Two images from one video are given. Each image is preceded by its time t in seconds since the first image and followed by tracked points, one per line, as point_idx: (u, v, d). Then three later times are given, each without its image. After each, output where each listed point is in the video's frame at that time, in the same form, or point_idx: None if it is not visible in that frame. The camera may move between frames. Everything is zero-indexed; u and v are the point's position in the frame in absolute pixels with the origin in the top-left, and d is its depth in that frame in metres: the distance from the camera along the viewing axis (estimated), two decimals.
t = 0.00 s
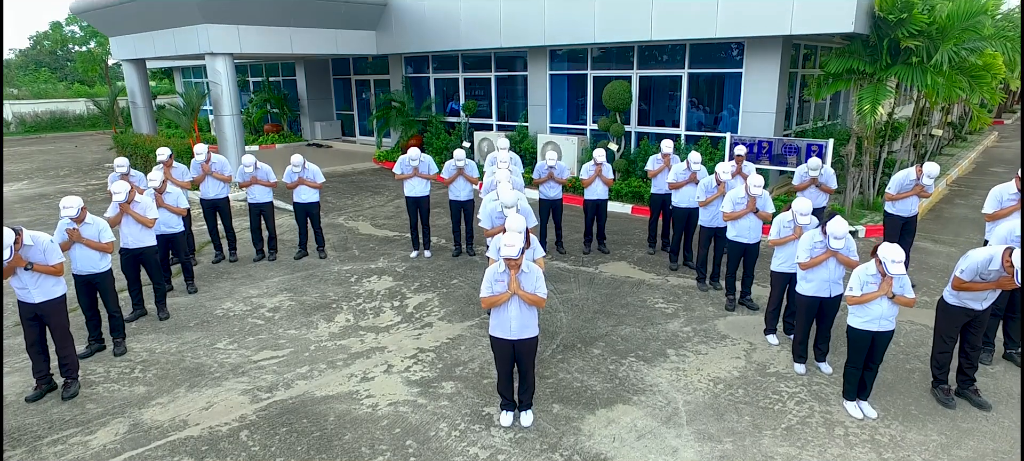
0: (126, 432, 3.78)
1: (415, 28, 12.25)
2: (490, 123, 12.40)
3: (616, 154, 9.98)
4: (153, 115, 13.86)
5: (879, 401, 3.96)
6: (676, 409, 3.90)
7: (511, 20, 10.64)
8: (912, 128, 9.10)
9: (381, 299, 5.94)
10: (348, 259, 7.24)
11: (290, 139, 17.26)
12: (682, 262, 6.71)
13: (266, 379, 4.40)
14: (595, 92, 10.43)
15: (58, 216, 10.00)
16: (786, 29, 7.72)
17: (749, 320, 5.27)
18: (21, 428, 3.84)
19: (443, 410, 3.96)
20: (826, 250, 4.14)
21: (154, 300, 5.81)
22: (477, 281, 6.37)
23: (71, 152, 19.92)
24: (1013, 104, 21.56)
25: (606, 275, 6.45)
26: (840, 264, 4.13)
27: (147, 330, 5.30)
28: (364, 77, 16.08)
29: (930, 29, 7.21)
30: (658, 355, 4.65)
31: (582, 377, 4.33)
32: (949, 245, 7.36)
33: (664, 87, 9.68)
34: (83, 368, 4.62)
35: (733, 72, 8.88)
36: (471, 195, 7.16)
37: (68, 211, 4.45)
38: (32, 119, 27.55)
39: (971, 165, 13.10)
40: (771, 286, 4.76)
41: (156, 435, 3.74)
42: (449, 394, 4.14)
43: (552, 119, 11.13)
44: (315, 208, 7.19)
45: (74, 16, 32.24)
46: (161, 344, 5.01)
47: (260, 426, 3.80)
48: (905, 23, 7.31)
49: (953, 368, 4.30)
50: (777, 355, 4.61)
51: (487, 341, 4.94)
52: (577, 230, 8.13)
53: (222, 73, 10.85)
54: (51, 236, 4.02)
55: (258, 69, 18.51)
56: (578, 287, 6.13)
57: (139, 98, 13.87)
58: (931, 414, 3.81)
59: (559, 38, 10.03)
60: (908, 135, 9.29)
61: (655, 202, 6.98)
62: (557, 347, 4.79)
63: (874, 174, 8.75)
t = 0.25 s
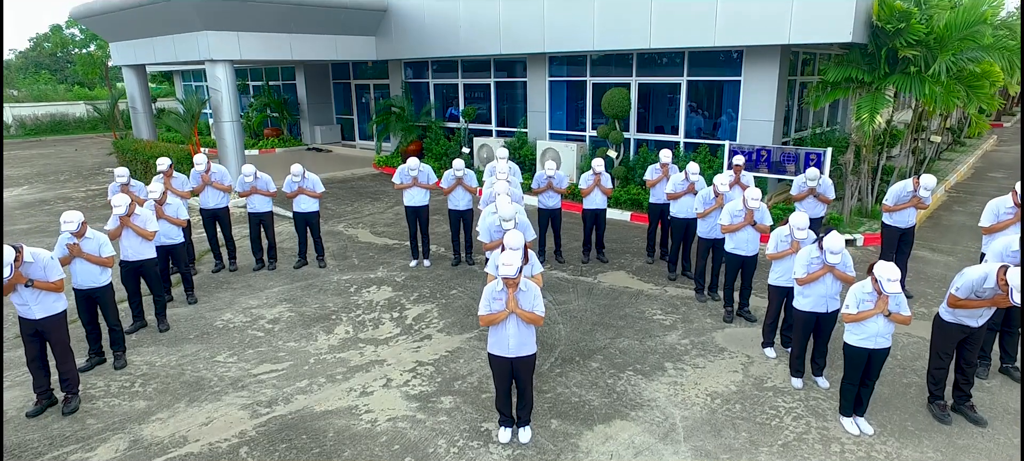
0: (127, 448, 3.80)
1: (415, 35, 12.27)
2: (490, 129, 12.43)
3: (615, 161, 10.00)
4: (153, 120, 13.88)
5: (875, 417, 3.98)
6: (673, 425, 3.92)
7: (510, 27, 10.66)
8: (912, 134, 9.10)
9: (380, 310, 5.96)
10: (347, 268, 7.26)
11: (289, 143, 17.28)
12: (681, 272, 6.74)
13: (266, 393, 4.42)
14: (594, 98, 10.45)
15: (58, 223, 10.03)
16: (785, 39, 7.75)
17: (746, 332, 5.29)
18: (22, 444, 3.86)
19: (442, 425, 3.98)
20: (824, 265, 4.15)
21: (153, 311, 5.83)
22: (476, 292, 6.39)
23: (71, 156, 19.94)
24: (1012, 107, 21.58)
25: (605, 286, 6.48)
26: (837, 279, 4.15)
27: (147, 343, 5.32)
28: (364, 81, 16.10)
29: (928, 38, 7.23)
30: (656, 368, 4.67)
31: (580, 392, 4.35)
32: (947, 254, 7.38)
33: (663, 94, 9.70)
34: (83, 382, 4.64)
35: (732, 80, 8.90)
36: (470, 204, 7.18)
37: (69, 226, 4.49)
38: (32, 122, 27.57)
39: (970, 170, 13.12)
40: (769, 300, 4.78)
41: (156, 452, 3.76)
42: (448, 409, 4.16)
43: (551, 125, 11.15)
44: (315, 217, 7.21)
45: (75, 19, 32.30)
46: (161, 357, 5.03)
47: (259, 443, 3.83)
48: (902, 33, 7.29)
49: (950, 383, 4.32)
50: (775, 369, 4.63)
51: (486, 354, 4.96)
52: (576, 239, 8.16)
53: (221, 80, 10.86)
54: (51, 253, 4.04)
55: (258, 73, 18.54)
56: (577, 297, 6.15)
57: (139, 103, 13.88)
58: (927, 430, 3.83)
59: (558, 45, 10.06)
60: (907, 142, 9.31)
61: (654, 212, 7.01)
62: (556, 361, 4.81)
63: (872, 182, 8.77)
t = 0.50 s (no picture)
0: None
1: (415, 41, 12.30)
2: (490, 136, 12.47)
3: (614, 169, 10.04)
4: (153, 126, 13.90)
5: (872, 433, 4.01)
6: (671, 442, 3.95)
7: (510, 34, 10.68)
8: (910, 143, 9.13)
9: (380, 322, 5.99)
10: (347, 278, 7.30)
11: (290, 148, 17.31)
12: (679, 283, 6.77)
13: (267, 408, 4.45)
14: (594, 105, 10.48)
15: (60, 231, 10.06)
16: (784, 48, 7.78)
17: (745, 345, 5.31)
18: None
19: (441, 442, 4.01)
20: (821, 282, 4.18)
21: (155, 324, 5.86)
22: (476, 303, 6.42)
23: (72, 161, 19.99)
24: (1012, 110, 21.58)
25: (604, 297, 6.51)
26: (834, 296, 4.18)
27: (149, 356, 5.34)
28: (364, 86, 16.13)
29: (927, 48, 7.25)
30: (655, 383, 4.70)
31: (579, 407, 4.38)
32: (946, 264, 7.40)
33: (662, 102, 9.74)
34: (85, 396, 4.67)
35: (731, 88, 8.93)
36: (470, 215, 7.21)
37: (71, 243, 4.50)
38: (33, 125, 27.60)
39: (969, 176, 13.14)
40: (767, 314, 4.81)
41: None
42: (448, 425, 4.19)
43: (551, 132, 11.18)
44: (315, 227, 7.24)
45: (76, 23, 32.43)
46: (162, 371, 5.06)
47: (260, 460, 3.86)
48: (900, 44, 7.32)
49: (946, 398, 4.35)
50: (773, 383, 4.66)
51: (485, 368, 4.99)
52: (576, 247, 8.19)
53: (222, 88, 10.87)
54: (53, 271, 4.06)
55: (257, 77, 18.57)
56: (576, 309, 6.18)
57: (140, 109, 13.90)
58: (923, 447, 3.86)
59: (558, 53, 10.08)
60: (906, 150, 9.33)
61: (653, 222, 7.04)
62: (555, 375, 4.84)
63: (871, 190, 8.80)
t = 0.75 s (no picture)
0: None
1: (415, 49, 12.34)
2: (489, 143, 12.52)
3: (614, 178, 10.09)
4: (154, 133, 13.94)
5: (867, 451, 4.06)
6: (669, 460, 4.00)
7: (510, 43, 10.72)
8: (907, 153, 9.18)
9: (381, 335, 6.03)
10: (348, 290, 7.34)
11: (290, 154, 17.36)
12: (678, 295, 6.82)
13: (269, 425, 4.49)
14: (593, 113, 10.53)
15: (61, 240, 10.10)
16: (783, 60, 7.82)
17: (742, 359, 5.36)
18: None
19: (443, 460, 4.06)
20: (817, 301, 4.23)
21: (157, 337, 5.90)
22: (476, 315, 6.47)
23: (73, 166, 20.03)
24: (1009, 114, 21.64)
25: (603, 309, 6.56)
26: (830, 315, 4.22)
27: (152, 370, 5.39)
28: (364, 92, 16.17)
29: (924, 60, 7.29)
30: (653, 399, 4.74)
31: (578, 424, 4.43)
32: (943, 274, 7.45)
33: (660, 111, 9.79)
34: (89, 413, 4.72)
35: (729, 98, 8.98)
36: (470, 226, 7.25)
37: (75, 261, 4.54)
38: (33, 128, 27.63)
39: (966, 182, 13.19)
40: (764, 330, 4.86)
41: None
42: (448, 443, 4.24)
43: (550, 140, 11.23)
44: (316, 239, 7.28)
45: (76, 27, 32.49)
46: (165, 386, 5.10)
47: None
48: (896, 57, 7.36)
49: (941, 415, 4.40)
50: (770, 399, 4.71)
51: (485, 383, 5.04)
52: (575, 257, 8.24)
53: (223, 96, 10.90)
54: (58, 292, 4.10)
55: (258, 82, 18.61)
56: (575, 322, 6.23)
57: (141, 116, 13.93)
58: None
59: (557, 62, 10.12)
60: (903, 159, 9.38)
61: (652, 234, 7.09)
62: (555, 391, 4.89)
63: (868, 200, 8.85)
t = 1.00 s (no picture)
0: None
1: (415, 57, 12.38)
2: (490, 151, 12.57)
3: (613, 186, 10.15)
4: (156, 139, 13.99)
5: None
6: None
7: (510, 52, 10.75)
8: (905, 162, 9.23)
9: (383, 349, 6.08)
10: (350, 301, 7.40)
11: (291, 159, 17.42)
12: (677, 307, 6.87)
13: (273, 442, 4.55)
14: (593, 122, 10.58)
15: (64, 249, 10.15)
16: (781, 72, 7.86)
17: (741, 374, 5.41)
18: None
19: None
20: (814, 320, 4.28)
21: (161, 351, 5.95)
22: (476, 328, 6.53)
23: (75, 170, 20.10)
24: (1009, 118, 21.70)
25: (603, 321, 6.61)
26: (827, 334, 4.27)
27: (156, 385, 5.43)
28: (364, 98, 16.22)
29: (922, 73, 7.33)
30: (652, 415, 4.80)
31: (578, 440, 4.48)
32: (940, 285, 7.50)
33: (660, 120, 9.84)
34: (95, 429, 4.77)
35: (728, 109, 9.02)
36: (470, 238, 7.31)
37: (81, 279, 4.58)
38: (34, 132, 27.67)
39: (965, 188, 13.24)
40: (762, 346, 4.90)
41: None
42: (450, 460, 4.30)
43: (550, 148, 11.28)
44: (318, 251, 7.34)
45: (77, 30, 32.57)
46: (170, 401, 5.15)
47: None
48: (894, 70, 7.44)
49: (937, 432, 4.45)
50: (768, 415, 4.76)
51: (486, 398, 5.10)
52: (575, 267, 8.29)
53: (225, 105, 10.94)
54: (64, 312, 4.15)
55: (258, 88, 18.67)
56: (575, 335, 6.29)
57: (143, 123, 13.97)
58: None
59: (557, 72, 10.15)
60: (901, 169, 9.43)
61: (652, 246, 7.14)
62: (555, 406, 4.94)
63: (866, 210, 8.91)
